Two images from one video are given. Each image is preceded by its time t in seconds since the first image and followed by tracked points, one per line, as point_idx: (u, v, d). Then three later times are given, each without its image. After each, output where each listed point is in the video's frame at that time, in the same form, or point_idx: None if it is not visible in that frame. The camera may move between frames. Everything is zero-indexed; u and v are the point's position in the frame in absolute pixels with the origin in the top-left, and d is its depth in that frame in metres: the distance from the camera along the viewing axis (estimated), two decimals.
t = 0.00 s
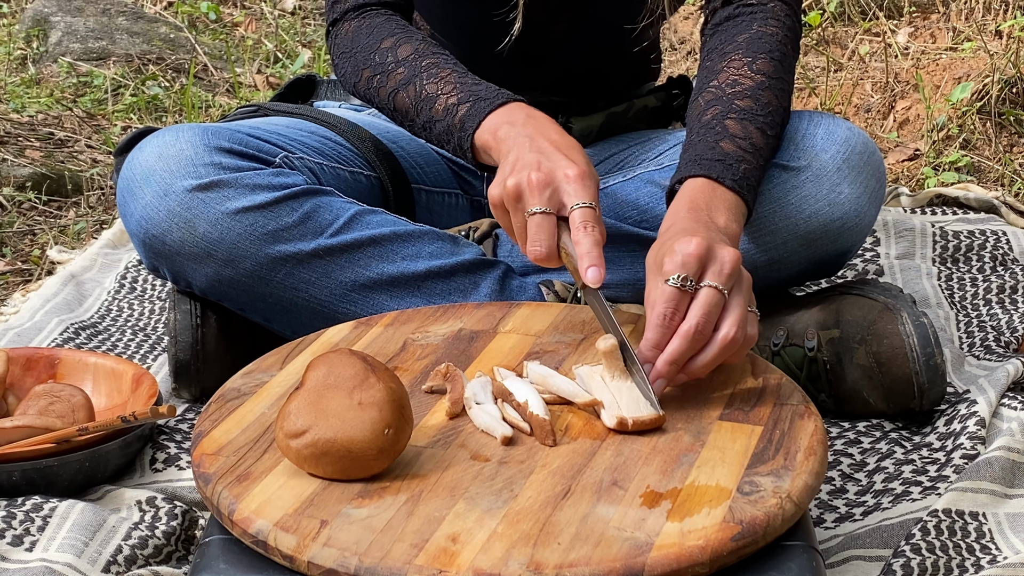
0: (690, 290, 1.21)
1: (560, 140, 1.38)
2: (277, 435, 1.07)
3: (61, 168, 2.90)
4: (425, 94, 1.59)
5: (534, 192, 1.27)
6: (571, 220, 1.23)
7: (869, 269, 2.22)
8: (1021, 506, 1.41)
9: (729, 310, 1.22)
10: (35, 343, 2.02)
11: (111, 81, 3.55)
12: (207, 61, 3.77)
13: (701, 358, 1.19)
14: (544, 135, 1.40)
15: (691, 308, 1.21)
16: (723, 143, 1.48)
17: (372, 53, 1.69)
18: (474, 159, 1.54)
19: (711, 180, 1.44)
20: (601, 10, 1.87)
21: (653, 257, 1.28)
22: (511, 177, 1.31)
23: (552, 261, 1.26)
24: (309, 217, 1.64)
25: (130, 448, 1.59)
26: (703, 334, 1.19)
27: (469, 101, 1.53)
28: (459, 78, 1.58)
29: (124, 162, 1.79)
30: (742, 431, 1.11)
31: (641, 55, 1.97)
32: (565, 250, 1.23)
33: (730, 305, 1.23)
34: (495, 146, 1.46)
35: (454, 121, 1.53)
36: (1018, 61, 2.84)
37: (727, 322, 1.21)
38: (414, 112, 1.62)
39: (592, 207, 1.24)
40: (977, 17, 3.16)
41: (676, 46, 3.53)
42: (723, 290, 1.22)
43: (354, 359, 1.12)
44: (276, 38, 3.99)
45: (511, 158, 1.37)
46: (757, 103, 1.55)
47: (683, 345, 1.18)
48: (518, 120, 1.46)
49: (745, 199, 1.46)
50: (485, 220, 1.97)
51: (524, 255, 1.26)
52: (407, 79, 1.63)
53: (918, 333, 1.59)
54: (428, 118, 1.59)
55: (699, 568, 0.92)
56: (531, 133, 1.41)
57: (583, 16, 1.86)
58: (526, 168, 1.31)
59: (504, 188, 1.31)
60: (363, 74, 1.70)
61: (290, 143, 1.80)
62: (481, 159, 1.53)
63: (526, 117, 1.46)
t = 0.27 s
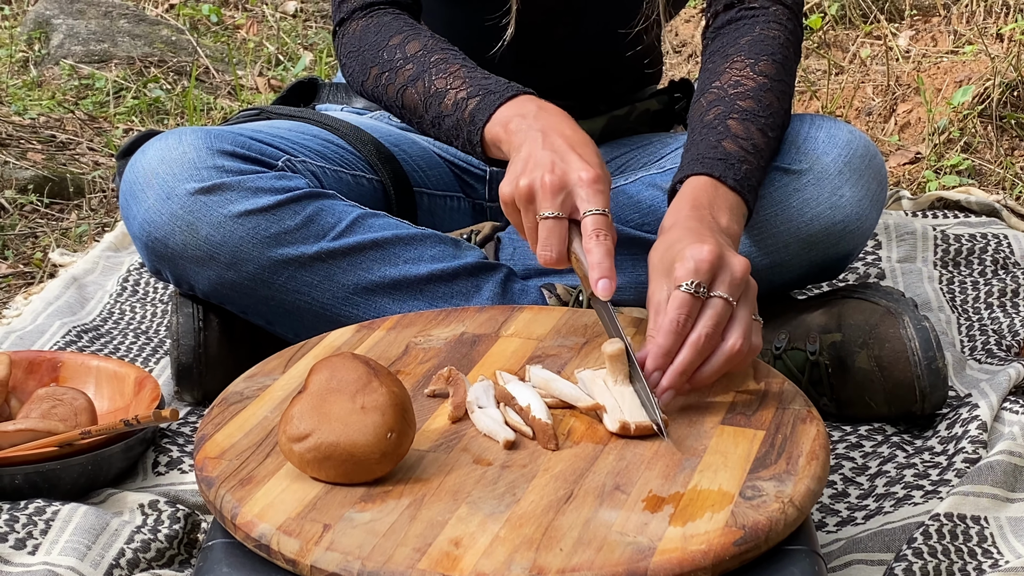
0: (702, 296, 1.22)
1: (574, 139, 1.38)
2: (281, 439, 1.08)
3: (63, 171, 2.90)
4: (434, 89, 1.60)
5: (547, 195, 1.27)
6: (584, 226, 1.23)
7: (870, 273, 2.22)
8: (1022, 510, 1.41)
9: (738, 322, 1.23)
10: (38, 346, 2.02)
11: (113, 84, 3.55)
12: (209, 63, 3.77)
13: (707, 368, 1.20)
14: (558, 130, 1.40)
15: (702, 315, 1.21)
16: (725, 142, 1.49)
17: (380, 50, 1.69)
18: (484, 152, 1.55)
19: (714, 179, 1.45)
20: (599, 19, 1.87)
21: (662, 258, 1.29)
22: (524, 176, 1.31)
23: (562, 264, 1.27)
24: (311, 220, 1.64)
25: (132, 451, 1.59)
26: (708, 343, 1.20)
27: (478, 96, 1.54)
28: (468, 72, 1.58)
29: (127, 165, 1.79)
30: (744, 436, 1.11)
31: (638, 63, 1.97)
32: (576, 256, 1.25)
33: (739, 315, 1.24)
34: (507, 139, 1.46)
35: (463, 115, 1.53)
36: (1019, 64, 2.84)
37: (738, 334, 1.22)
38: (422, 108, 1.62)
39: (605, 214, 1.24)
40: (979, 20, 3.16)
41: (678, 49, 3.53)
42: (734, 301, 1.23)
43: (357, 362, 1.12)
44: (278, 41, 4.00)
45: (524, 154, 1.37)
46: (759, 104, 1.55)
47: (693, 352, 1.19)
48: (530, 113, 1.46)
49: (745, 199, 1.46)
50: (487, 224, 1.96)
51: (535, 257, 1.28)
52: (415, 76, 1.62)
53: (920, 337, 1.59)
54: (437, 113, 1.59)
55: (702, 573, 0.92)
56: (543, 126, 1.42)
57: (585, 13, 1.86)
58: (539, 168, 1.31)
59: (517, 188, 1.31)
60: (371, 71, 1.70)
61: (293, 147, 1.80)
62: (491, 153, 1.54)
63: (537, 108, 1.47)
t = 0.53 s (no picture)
0: (730, 344, 1.20)
1: (580, 152, 1.38)
2: (283, 443, 1.08)
3: (64, 173, 2.90)
4: (439, 96, 1.60)
5: (553, 212, 1.28)
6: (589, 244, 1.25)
7: (872, 276, 2.22)
8: None
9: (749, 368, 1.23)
10: (39, 349, 2.03)
11: (114, 87, 3.56)
12: (210, 65, 3.78)
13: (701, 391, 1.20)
14: (564, 146, 1.40)
15: (722, 359, 1.20)
16: (743, 133, 1.49)
17: (385, 55, 1.68)
18: (486, 164, 1.55)
19: (735, 166, 1.45)
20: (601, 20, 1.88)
21: (690, 267, 1.26)
22: (531, 191, 1.31)
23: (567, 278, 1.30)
24: (314, 223, 1.65)
25: (134, 454, 1.59)
26: (712, 379, 1.20)
27: (483, 105, 1.54)
28: (473, 81, 1.58)
29: (129, 167, 1.79)
30: (746, 440, 1.11)
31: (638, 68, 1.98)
32: (581, 273, 1.27)
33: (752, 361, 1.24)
34: (511, 151, 1.47)
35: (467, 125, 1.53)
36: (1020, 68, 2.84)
37: (732, 373, 1.20)
38: (426, 115, 1.62)
39: (610, 231, 1.25)
40: (980, 23, 3.15)
41: (679, 51, 3.53)
42: (753, 349, 1.23)
43: (359, 367, 1.12)
44: (279, 43, 4.00)
45: (530, 167, 1.37)
46: (774, 100, 1.56)
47: (688, 381, 1.18)
48: (534, 125, 1.47)
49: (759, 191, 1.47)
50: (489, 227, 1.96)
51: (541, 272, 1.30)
52: (420, 82, 1.63)
53: (921, 340, 1.59)
54: (440, 121, 1.59)
55: None
56: (547, 140, 1.42)
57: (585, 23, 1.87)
58: (545, 183, 1.31)
59: (523, 203, 1.31)
60: (375, 76, 1.69)
61: (295, 149, 1.80)
62: (494, 163, 1.54)
63: (541, 121, 1.47)
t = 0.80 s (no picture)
0: (725, 351, 1.19)
1: (569, 163, 1.38)
2: (283, 445, 1.08)
3: (65, 176, 2.91)
4: (432, 106, 1.60)
5: (543, 221, 1.28)
6: (580, 251, 1.25)
7: (872, 279, 2.22)
8: None
9: (745, 374, 1.23)
10: (40, 351, 2.03)
11: (115, 89, 3.56)
12: (211, 68, 3.78)
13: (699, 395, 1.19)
14: (553, 155, 1.39)
15: (719, 366, 1.19)
16: (742, 136, 1.50)
17: (380, 63, 1.69)
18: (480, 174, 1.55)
19: (734, 169, 1.45)
20: (600, 20, 1.86)
21: (687, 271, 1.25)
22: (520, 204, 1.32)
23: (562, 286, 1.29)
24: (314, 226, 1.65)
25: (135, 457, 1.59)
26: (708, 386, 1.19)
27: (476, 116, 1.54)
28: (465, 91, 1.59)
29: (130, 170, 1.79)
30: (746, 442, 1.12)
31: (638, 72, 1.98)
32: (576, 279, 1.27)
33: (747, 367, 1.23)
34: (502, 163, 1.47)
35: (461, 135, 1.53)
36: (1020, 71, 2.85)
37: (727, 379, 1.19)
38: (420, 124, 1.62)
39: (600, 236, 1.26)
40: (979, 26, 3.18)
41: (679, 54, 3.54)
42: (748, 355, 1.22)
43: (359, 369, 1.12)
44: (280, 46, 4.01)
45: (520, 180, 1.37)
46: (774, 104, 1.56)
47: (683, 388, 1.18)
48: (525, 137, 1.46)
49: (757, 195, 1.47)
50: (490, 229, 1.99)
51: (535, 283, 1.30)
52: (414, 91, 1.63)
53: (921, 343, 1.59)
54: (434, 131, 1.60)
55: None
56: (538, 152, 1.41)
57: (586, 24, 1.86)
58: (534, 195, 1.32)
59: (513, 216, 1.32)
60: (371, 83, 1.70)
61: (295, 152, 1.81)
62: (486, 173, 1.54)
63: (532, 133, 1.47)
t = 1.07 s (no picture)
0: (714, 333, 1.20)
1: (568, 164, 1.38)
2: (283, 448, 1.08)
3: (64, 177, 2.91)
4: (431, 104, 1.60)
5: (542, 223, 1.28)
6: (578, 252, 1.25)
7: (872, 280, 2.22)
8: None
9: (738, 354, 1.23)
10: (40, 353, 2.03)
11: (115, 90, 3.56)
12: (211, 69, 3.78)
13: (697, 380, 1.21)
14: (552, 157, 1.40)
15: (709, 348, 1.20)
16: (740, 124, 1.50)
17: (381, 59, 1.69)
18: (476, 171, 1.55)
19: (729, 154, 1.45)
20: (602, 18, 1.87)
21: (676, 255, 1.25)
22: (519, 206, 1.31)
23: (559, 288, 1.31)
24: (313, 227, 1.65)
25: (134, 459, 1.59)
26: (704, 370, 1.21)
27: (474, 114, 1.54)
28: (465, 89, 1.58)
29: (129, 171, 1.79)
30: (746, 445, 1.12)
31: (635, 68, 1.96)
32: (573, 282, 1.27)
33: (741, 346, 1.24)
34: (500, 163, 1.47)
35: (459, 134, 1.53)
36: (1020, 72, 2.85)
37: (723, 361, 1.21)
38: (419, 122, 1.62)
39: (598, 240, 1.26)
40: (980, 28, 3.18)
41: (679, 55, 3.54)
42: (740, 335, 1.22)
43: (359, 371, 1.12)
44: (280, 47, 4.01)
45: (519, 181, 1.37)
46: (772, 97, 1.56)
47: (682, 376, 1.20)
48: (523, 137, 1.46)
49: (755, 179, 1.47)
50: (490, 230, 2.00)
51: (533, 282, 1.31)
52: (413, 89, 1.63)
53: (922, 345, 1.59)
54: (432, 129, 1.60)
55: None
56: (536, 153, 1.42)
57: (587, 20, 1.86)
58: (532, 196, 1.31)
59: (512, 217, 1.31)
60: (371, 79, 1.70)
61: (295, 153, 1.81)
62: (484, 172, 1.54)
63: (531, 133, 1.47)
